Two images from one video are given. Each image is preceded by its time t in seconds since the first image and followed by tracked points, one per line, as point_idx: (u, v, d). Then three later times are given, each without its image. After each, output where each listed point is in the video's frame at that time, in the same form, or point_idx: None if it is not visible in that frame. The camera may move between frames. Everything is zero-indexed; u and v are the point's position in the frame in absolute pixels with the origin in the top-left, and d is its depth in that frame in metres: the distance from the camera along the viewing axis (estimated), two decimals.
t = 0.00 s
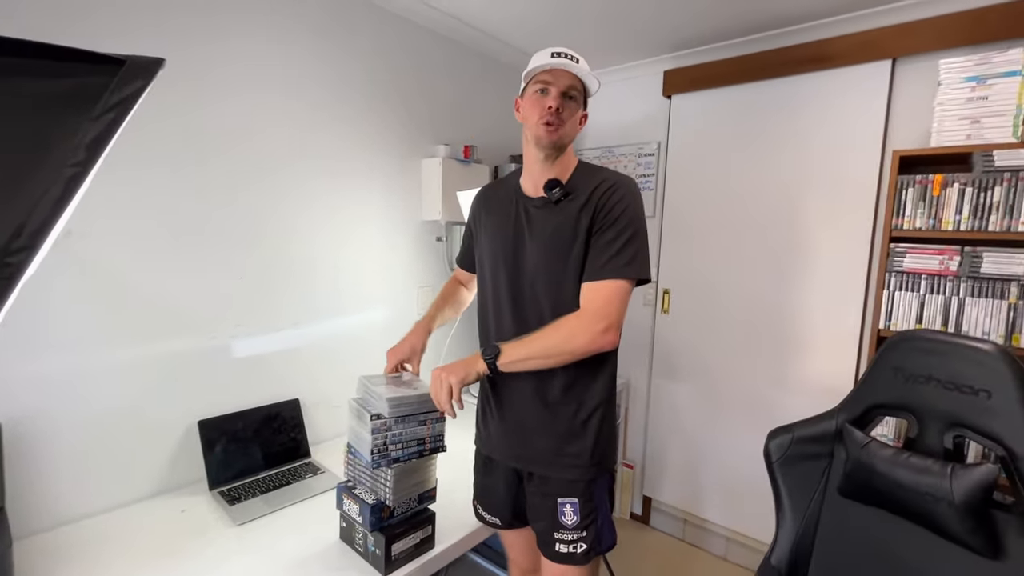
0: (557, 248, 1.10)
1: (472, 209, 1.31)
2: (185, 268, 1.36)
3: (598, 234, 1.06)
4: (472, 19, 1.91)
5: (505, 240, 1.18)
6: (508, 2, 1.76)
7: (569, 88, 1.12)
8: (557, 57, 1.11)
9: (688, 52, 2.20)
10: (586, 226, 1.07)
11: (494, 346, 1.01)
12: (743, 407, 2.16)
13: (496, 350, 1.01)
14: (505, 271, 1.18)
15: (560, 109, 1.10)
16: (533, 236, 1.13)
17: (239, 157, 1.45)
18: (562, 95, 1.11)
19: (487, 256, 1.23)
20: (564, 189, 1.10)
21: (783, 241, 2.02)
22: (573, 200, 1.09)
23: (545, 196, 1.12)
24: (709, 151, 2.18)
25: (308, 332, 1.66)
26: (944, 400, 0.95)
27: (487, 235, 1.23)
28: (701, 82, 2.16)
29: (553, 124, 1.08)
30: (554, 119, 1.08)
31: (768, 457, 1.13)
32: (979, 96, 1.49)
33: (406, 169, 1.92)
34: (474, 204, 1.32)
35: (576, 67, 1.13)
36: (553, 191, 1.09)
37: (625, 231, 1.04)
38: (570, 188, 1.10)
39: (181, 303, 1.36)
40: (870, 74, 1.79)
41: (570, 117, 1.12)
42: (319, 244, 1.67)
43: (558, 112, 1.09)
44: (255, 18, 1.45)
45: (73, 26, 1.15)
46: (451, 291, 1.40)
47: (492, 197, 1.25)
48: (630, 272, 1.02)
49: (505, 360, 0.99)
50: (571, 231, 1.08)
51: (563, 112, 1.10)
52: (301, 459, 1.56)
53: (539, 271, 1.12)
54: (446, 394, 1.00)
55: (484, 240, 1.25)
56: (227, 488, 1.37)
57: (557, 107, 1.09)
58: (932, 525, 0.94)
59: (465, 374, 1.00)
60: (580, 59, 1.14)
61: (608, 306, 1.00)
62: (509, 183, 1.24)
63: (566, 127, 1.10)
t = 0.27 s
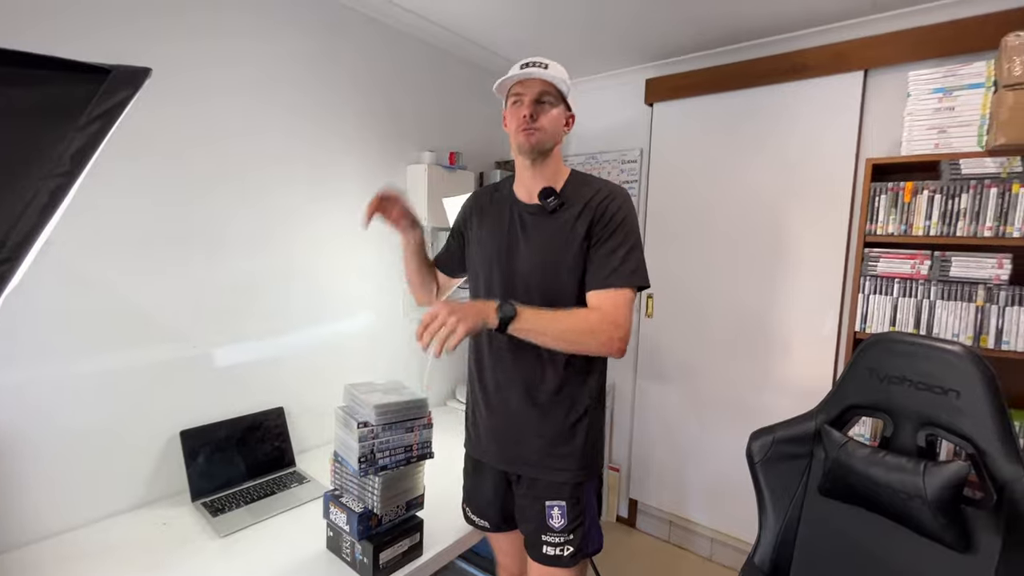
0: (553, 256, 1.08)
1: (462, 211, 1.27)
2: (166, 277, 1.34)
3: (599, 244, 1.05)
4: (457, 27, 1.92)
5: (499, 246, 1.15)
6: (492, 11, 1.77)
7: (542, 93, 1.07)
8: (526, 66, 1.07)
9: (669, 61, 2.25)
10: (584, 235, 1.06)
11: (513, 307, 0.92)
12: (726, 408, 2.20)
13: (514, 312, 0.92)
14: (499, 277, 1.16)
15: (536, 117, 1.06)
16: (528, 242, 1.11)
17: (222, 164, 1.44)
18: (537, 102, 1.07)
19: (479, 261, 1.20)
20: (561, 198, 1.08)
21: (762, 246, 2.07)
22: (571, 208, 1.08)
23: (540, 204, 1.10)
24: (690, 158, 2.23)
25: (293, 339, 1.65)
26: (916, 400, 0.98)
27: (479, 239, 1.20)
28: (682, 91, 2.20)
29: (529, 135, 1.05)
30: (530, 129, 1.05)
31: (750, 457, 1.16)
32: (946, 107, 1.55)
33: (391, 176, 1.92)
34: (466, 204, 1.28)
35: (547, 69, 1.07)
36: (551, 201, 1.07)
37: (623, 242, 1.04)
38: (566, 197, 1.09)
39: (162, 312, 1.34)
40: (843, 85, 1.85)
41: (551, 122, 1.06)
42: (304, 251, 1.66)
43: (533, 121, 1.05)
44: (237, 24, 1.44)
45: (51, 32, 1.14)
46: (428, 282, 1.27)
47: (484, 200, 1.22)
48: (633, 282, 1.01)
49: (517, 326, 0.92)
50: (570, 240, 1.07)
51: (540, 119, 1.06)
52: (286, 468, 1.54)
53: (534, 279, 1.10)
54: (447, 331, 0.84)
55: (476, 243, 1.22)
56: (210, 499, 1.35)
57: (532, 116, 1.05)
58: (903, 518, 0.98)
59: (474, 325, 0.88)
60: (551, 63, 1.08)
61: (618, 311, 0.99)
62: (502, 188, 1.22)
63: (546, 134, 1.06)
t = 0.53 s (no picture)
0: (552, 267, 0.98)
1: (443, 217, 1.15)
2: (146, 281, 1.32)
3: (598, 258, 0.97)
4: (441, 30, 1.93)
5: (491, 255, 1.05)
6: (476, 14, 1.78)
7: (517, 91, 0.98)
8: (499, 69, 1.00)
9: (651, 66, 2.28)
10: (585, 246, 0.97)
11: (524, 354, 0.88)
12: (710, 408, 2.23)
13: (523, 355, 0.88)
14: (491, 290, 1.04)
15: (513, 120, 0.98)
16: (524, 252, 1.01)
17: (203, 167, 1.42)
18: (514, 104, 0.99)
19: (465, 273, 1.09)
20: (558, 206, 1.00)
21: (744, 248, 2.10)
22: (570, 217, 0.99)
23: (537, 212, 1.00)
24: (673, 161, 2.26)
25: (276, 344, 1.63)
26: (893, 397, 1.01)
27: (465, 248, 1.09)
28: (664, 95, 2.23)
29: (507, 137, 0.98)
30: (507, 135, 0.98)
31: (733, 454, 1.17)
32: (918, 113, 1.60)
33: (376, 179, 1.91)
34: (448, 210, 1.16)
35: (523, 68, 0.98)
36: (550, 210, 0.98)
37: (623, 254, 0.97)
38: (564, 205, 1.00)
39: (141, 318, 1.31)
40: (820, 90, 1.90)
41: (529, 123, 0.97)
42: (287, 255, 1.65)
43: (509, 125, 0.97)
44: (217, 25, 1.42)
45: (25, 31, 1.11)
46: (432, 298, 1.09)
47: (470, 207, 1.11)
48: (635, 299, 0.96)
49: (535, 367, 0.88)
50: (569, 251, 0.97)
51: (517, 122, 0.98)
52: (270, 474, 1.52)
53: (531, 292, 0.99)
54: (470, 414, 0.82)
55: (462, 253, 1.10)
56: (192, 508, 1.33)
57: (508, 120, 0.98)
58: (881, 512, 1.00)
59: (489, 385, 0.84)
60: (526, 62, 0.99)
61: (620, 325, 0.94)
62: (489, 192, 1.11)
63: (524, 138, 0.97)
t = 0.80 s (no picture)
0: (561, 275, 0.97)
1: (435, 217, 1.08)
2: (128, 288, 1.30)
3: (609, 268, 1.00)
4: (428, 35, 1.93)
5: (495, 260, 1.00)
6: (463, 19, 1.79)
7: (524, 90, 0.98)
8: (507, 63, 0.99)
9: (637, 71, 2.30)
10: (593, 253, 0.98)
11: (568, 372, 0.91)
12: (699, 409, 2.25)
13: (570, 376, 0.91)
14: (499, 296, 1.00)
15: (517, 115, 0.96)
16: (529, 257, 0.98)
17: (187, 172, 1.40)
18: (519, 100, 0.98)
19: (464, 279, 1.04)
20: (565, 213, 0.99)
21: (729, 250, 2.13)
22: (577, 225, 0.99)
23: (542, 216, 0.99)
24: (659, 165, 2.28)
25: (262, 351, 1.61)
26: (875, 397, 1.03)
27: (463, 252, 1.04)
28: (650, 101, 2.26)
29: (511, 130, 0.95)
30: (511, 128, 0.96)
31: (721, 458, 1.19)
32: (896, 118, 1.64)
33: (363, 183, 1.91)
34: (439, 208, 1.09)
35: (532, 66, 0.98)
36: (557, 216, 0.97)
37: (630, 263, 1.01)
38: (569, 213, 1.00)
39: (124, 326, 1.29)
40: (802, 96, 1.93)
41: (534, 120, 0.96)
42: (274, 261, 1.63)
43: (514, 120, 0.96)
44: (201, 30, 1.41)
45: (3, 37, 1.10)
46: (421, 306, 1.06)
47: (467, 208, 1.06)
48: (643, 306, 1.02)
49: (581, 382, 0.91)
50: (581, 261, 0.97)
51: (522, 118, 0.96)
52: (257, 483, 1.50)
53: (540, 299, 0.98)
54: (525, 441, 0.87)
55: (458, 256, 1.05)
56: (177, 518, 1.30)
57: (512, 114, 0.96)
58: (865, 510, 1.02)
59: (543, 410, 0.88)
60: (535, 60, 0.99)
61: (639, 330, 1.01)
62: (485, 193, 1.06)
63: (527, 133, 0.95)
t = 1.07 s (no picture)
0: (572, 276, 0.97)
1: (443, 217, 1.06)
2: (115, 295, 1.28)
3: (618, 271, 1.00)
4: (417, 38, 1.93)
5: (504, 258, 0.99)
6: (453, 22, 1.79)
7: (542, 92, 0.97)
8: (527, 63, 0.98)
9: (627, 75, 2.31)
10: (604, 255, 0.98)
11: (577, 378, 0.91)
12: (692, 410, 2.26)
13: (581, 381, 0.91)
14: (509, 295, 0.99)
15: (534, 116, 0.95)
16: (541, 258, 0.98)
17: (175, 178, 1.39)
18: (536, 101, 0.97)
19: (472, 279, 1.02)
20: (576, 213, 0.99)
21: (719, 252, 2.15)
22: (588, 226, 0.98)
23: (553, 216, 0.98)
24: (650, 168, 2.30)
25: (253, 356, 1.60)
26: (864, 397, 1.04)
27: (472, 252, 1.02)
28: (639, 104, 2.27)
29: (528, 130, 0.94)
30: (528, 129, 0.95)
31: (713, 458, 1.20)
32: (881, 121, 1.66)
33: (353, 187, 1.90)
34: (448, 208, 1.07)
35: (550, 67, 0.98)
36: (568, 216, 0.97)
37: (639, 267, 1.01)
38: (580, 213, 1.00)
39: (110, 332, 1.28)
40: (789, 99, 1.95)
41: (551, 121, 0.95)
42: (264, 266, 1.62)
43: (531, 121, 0.95)
44: (188, 34, 1.40)
45: None
46: (429, 309, 1.06)
47: (477, 208, 1.04)
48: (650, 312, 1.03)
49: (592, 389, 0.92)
50: (592, 262, 0.97)
51: (539, 118, 0.95)
52: (248, 490, 1.49)
53: (550, 300, 0.97)
54: (534, 445, 0.87)
55: (468, 257, 1.03)
56: (167, 528, 1.29)
57: (530, 115, 0.95)
58: (854, 509, 1.03)
59: (554, 415, 0.88)
60: (554, 60, 0.99)
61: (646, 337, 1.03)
62: (493, 194, 1.05)
63: (545, 134, 0.95)
